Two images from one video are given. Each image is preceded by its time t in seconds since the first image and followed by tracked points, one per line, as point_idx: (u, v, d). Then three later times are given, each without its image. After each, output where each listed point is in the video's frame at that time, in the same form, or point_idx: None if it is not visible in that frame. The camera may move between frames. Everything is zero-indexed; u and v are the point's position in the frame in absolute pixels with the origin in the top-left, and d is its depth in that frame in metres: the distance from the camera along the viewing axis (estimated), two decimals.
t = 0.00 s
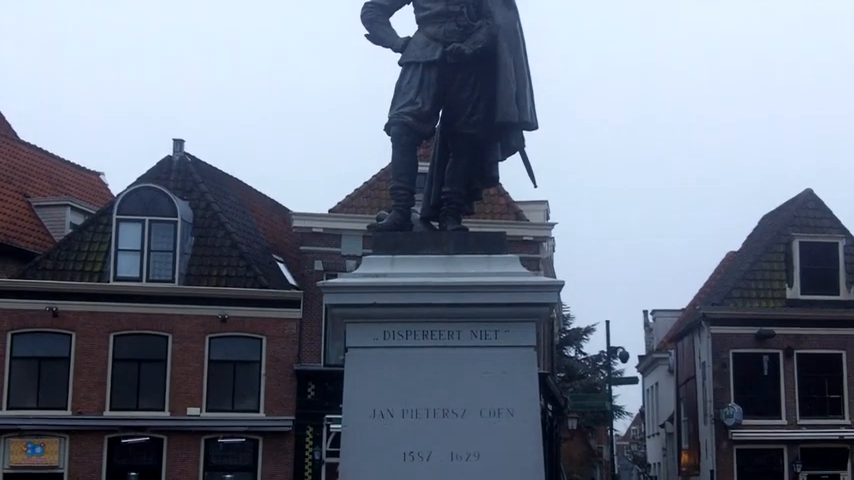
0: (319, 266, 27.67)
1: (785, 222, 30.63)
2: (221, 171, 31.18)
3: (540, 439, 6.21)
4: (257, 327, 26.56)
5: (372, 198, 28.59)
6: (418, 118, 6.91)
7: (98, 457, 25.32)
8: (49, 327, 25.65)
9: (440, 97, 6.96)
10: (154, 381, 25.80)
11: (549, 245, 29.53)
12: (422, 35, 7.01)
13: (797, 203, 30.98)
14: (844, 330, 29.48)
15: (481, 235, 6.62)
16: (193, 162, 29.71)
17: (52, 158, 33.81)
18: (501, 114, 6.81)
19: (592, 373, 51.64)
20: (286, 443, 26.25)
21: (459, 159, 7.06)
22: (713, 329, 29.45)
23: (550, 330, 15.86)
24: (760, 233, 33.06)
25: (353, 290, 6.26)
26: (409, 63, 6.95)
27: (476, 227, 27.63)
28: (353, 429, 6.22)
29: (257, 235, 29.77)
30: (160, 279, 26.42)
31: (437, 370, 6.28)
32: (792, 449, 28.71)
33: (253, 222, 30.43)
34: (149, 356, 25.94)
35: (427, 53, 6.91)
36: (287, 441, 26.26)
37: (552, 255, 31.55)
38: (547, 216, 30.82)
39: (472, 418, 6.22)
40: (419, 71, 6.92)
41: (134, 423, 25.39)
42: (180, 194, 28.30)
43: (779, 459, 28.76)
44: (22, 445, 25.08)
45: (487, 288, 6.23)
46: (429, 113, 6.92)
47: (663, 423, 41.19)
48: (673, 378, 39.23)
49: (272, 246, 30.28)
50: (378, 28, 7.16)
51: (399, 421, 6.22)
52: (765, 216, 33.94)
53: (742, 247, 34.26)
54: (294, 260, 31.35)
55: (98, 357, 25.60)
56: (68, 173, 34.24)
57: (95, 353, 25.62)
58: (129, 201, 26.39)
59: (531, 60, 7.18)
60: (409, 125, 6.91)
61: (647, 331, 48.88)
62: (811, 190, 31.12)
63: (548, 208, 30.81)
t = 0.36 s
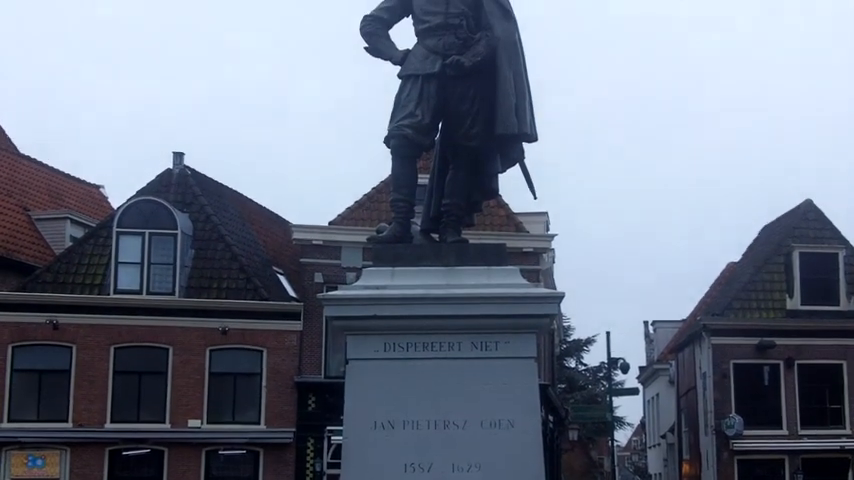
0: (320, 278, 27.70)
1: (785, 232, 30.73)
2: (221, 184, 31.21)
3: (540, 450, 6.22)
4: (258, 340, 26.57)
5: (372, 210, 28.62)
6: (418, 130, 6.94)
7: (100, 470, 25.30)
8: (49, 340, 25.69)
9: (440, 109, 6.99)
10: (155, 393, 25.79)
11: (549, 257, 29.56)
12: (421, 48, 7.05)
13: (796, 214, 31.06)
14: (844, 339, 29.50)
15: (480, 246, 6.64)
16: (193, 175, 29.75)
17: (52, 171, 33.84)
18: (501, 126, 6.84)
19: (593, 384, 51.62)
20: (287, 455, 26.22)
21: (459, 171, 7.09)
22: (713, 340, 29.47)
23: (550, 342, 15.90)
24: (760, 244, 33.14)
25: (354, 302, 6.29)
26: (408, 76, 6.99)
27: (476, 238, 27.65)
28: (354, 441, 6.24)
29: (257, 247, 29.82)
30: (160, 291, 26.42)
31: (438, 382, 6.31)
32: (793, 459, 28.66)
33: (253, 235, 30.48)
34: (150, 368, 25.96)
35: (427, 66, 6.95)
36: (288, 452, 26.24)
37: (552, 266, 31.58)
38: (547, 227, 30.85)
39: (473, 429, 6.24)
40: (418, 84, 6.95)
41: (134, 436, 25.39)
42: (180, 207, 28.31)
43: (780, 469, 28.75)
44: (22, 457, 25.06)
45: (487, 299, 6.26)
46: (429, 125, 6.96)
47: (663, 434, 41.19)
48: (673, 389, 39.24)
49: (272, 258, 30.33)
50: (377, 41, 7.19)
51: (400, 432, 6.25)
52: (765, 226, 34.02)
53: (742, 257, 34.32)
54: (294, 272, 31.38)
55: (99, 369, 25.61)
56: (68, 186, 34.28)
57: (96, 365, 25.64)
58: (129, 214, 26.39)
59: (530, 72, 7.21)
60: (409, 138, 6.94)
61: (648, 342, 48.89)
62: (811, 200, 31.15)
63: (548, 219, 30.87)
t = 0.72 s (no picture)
0: (317, 285, 27.70)
1: (782, 242, 30.76)
2: (219, 191, 31.22)
3: (536, 458, 6.23)
4: (254, 347, 26.56)
5: (370, 218, 28.62)
6: (416, 138, 6.95)
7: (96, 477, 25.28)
8: (46, 347, 25.67)
9: (438, 117, 7.00)
10: (151, 400, 25.79)
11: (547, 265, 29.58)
12: (419, 56, 7.06)
13: (794, 224, 31.10)
14: (841, 350, 29.48)
15: (478, 254, 6.65)
16: (190, 182, 29.75)
17: (49, 177, 33.85)
18: (499, 135, 6.86)
19: (590, 392, 51.61)
20: (282, 463, 26.22)
21: (457, 179, 7.10)
22: (710, 349, 29.48)
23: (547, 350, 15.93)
24: (757, 253, 33.14)
25: (351, 310, 6.29)
26: (407, 85, 7.00)
27: (474, 247, 27.65)
28: (349, 448, 6.25)
29: (255, 255, 29.83)
30: (157, 298, 26.41)
31: (434, 391, 6.31)
32: (788, 469, 28.70)
33: (251, 242, 30.50)
34: (147, 375, 25.94)
35: (425, 74, 6.95)
36: (284, 460, 26.22)
37: (550, 275, 31.59)
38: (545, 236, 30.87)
39: (469, 437, 6.25)
40: (416, 92, 6.96)
41: (130, 443, 25.38)
42: (178, 214, 28.33)
43: None
44: (19, 465, 25.02)
45: (483, 308, 6.27)
46: (427, 133, 6.97)
47: (660, 443, 41.17)
48: (670, 398, 39.24)
49: (269, 266, 30.35)
50: (375, 49, 7.20)
51: (397, 440, 6.25)
52: (762, 236, 34.01)
53: (740, 267, 34.33)
54: (291, 279, 31.38)
55: (95, 376, 25.60)
56: (65, 193, 34.28)
57: (92, 372, 25.63)
58: (126, 220, 26.40)
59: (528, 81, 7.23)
60: (407, 146, 6.95)
61: (645, 350, 48.88)
62: (809, 210, 31.20)
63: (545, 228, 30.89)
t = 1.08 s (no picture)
0: (314, 290, 27.68)
1: (778, 246, 30.77)
2: (215, 196, 31.23)
3: (534, 462, 6.23)
4: (251, 352, 26.56)
5: (366, 223, 28.63)
6: (412, 143, 6.96)
7: None
8: (42, 353, 25.65)
9: (434, 122, 7.01)
10: (148, 406, 25.76)
11: (543, 270, 29.59)
12: (415, 61, 7.07)
13: (790, 228, 31.15)
14: (837, 353, 29.51)
15: (475, 259, 6.65)
16: (187, 187, 29.74)
17: (45, 183, 33.84)
18: (496, 140, 6.86)
19: (587, 397, 51.62)
20: (280, 467, 26.23)
21: (454, 184, 7.10)
22: (707, 353, 29.54)
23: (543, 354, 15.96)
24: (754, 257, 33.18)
25: (348, 315, 6.29)
26: (403, 89, 7.01)
27: (470, 251, 27.67)
28: (346, 454, 6.25)
29: (251, 260, 29.82)
30: (153, 303, 26.42)
31: (431, 395, 6.31)
32: (786, 472, 28.66)
33: (248, 247, 30.50)
34: (143, 381, 25.92)
35: (421, 79, 6.96)
36: (282, 465, 26.25)
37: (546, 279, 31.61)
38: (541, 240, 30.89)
39: (467, 442, 6.25)
40: (413, 97, 6.97)
41: (127, 449, 25.35)
42: (174, 219, 28.32)
43: None
44: (16, 470, 24.94)
45: (480, 313, 6.27)
46: (424, 138, 6.97)
47: (657, 446, 41.18)
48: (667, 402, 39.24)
49: (266, 271, 30.35)
50: (371, 53, 7.21)
51: (394, 444, 6.25)
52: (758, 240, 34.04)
53: (736, 271, 34.37)
54: (288, 284, 31.40)
55: (92, 382, 25.57)
56: (62, 199, 34.25)
57: (89, 378, 25.60)
58: (122, 226, 26.28)
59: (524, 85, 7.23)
60: (404, 151, 6.95)
61: (642, 354, 48.91)
62: (805, 214, 31.25)
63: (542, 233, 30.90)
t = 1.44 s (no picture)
0: (307, 296, 27.70)
1: (770, 251, 30.80)
2: (207, 201, 31.19)
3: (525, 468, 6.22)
4: (244, 358, 26.53)
5: (359, 229, 28.59)
6: (405, 148, 6.95)
7: None
8: (34, 359, 25.58)
9: (427, 127, 7.00)
10: (141, 412, 25.71)
11: (536, 275, 29.62)
12: (408, 66, 7.06)
13: (782, 234, 31.17)
14: (830, 358, 29.53)
15: (467, 264, 6.65)
16: (179, 193, 29.70)
17: (38, 189, 33.80)
18: (489, 145, 6.86)
19: (580, 402, 51.64)
20: (272, 473, 26.17)
21: (446, 190, 7.10)
22: (700, 358, 29.44)
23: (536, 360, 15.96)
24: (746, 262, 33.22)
25: (341, 321, 6.28)
26: (396, 94, 7.00)
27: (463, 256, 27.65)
28: (339, 460, 6.23)
29: (244, 265, 29.79)
30: (146, 310, 26.36)
31: (423, 401, 6.30)
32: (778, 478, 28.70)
33: (240, 253, 30.45)
34: (136, 387, 25.88)
35: (414, 83, 6.95)
36: (275, 472, 26.18)
37: (539, 285, 31.62)
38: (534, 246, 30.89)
39: (460, 448, 6.24)
40: (406, 102, 6.96)
41: (119, 455, 25.30)
42: (167, 225, 28.28)
43: None
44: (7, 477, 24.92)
45: (472, 318, 6.27)
46: (416, 143, 6.97)
47: (650, 451, 41.21)
48: (660, 408, 39.27)
49: (259, 277, 30.32)
50: (365, 58, 7.20)
51: (386, 451, 6.24)
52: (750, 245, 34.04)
53: (729, 276, 34.40)
54: (281, 290, 31.38)
55: (84, 388, 25.52)
56: (54, 204, 34.18)
57: (81, 384, 25.55)
58: (114, 232, 26.31)
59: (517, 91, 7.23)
60: (397, 157, 6.94)
61: (635, 360, 48.95)
62: (797, 220, 31.27)
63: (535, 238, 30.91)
